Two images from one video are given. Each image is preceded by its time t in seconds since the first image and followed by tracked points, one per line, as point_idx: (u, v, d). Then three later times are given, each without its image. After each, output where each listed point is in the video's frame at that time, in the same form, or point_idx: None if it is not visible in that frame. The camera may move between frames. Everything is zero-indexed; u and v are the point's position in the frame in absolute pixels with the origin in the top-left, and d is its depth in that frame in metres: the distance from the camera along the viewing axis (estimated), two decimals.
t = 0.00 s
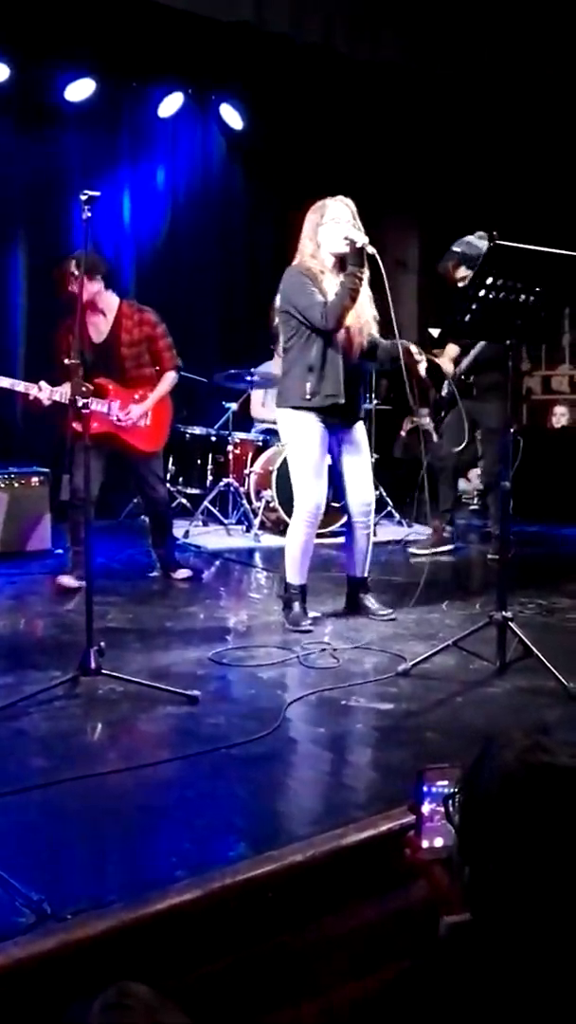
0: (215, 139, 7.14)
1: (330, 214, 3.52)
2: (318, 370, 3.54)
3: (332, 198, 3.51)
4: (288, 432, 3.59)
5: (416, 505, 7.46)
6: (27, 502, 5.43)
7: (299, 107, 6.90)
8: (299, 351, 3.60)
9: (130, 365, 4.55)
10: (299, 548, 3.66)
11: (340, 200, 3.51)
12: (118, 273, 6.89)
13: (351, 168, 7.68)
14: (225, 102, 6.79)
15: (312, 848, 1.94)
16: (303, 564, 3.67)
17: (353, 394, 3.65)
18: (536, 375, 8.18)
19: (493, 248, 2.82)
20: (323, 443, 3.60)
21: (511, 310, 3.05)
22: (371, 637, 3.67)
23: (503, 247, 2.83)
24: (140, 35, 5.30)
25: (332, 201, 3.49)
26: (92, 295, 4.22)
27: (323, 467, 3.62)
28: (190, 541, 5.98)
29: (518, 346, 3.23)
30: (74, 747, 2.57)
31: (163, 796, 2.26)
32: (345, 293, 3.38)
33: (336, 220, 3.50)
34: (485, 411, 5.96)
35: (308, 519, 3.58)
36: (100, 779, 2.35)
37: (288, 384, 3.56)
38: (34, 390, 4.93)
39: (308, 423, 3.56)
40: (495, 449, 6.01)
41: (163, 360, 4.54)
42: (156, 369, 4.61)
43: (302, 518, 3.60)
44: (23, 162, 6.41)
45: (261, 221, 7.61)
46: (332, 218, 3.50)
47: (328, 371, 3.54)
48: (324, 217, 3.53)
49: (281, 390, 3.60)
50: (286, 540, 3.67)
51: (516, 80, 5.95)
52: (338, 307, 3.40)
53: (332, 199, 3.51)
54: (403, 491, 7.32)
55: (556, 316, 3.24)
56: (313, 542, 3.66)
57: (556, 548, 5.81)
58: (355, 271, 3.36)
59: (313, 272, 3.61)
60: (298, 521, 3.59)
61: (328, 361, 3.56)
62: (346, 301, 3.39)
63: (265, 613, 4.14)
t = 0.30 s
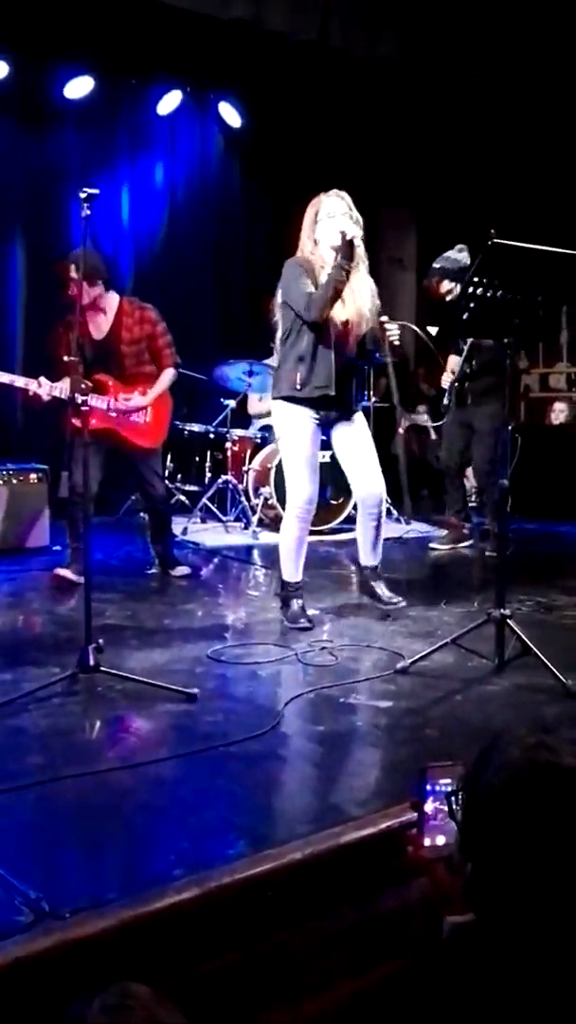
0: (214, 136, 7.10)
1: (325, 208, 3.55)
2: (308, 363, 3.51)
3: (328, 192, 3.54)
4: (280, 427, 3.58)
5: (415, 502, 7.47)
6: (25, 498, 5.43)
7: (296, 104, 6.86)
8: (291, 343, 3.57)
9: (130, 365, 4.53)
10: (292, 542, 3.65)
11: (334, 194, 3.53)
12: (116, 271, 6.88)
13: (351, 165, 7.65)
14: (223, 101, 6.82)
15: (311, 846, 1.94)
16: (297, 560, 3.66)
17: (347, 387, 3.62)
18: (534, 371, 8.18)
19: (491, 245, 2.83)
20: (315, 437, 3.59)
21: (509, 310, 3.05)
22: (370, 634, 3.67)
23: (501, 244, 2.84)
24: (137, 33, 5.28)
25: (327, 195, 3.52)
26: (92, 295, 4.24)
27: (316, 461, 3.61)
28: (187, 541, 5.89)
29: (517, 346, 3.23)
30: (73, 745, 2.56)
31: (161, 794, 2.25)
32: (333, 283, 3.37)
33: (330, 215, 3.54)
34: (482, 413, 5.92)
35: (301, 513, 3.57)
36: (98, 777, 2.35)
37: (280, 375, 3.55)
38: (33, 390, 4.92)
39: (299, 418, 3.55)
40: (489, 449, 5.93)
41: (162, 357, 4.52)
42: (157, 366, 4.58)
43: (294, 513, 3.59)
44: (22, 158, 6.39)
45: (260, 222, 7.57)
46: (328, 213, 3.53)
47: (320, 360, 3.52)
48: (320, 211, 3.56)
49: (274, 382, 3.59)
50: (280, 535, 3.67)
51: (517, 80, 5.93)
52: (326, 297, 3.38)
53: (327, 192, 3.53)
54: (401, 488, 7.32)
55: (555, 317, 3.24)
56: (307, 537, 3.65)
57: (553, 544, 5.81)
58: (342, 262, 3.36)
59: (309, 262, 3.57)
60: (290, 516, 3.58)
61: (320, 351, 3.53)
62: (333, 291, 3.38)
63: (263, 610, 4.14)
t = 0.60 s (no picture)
0: (210, 135, 7.04)
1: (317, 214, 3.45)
2: (315, 367, 3.54)
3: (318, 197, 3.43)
4: (289, 424, 3.61)
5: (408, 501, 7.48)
6: (20, 494, 5.43)
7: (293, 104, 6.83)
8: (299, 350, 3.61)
9: (125, 363, 4.54)
10: (290, 541, 3.66)
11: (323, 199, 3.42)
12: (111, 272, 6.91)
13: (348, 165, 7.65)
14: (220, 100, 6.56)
15: (304, 847, 1.95)
16: (294, 560, 3.67)
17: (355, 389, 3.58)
18: (529, 371, 8.19)
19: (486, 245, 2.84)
20: (323, 437, 3.61)
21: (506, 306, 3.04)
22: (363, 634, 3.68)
23: (496, 243, 2.85)
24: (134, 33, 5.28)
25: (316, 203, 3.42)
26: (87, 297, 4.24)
27: (322, 461, 3.63)
28: (180, 541, 5.79)
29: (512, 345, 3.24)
30: (65, 741, 2.56)
31: (153, 791, 2.26)
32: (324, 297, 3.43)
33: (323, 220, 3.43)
34: (459, 409, 5.93)
35: (302, 512, 3.59)
36: (90, 774, 2.35)
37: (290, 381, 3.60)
38: (29, 387, 4.91)
39: (307, 419, 3.57)
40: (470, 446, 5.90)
41: (155, 356, 4.55)
42: (150, 364, 4.60)
43: (296, 511, 3.61)
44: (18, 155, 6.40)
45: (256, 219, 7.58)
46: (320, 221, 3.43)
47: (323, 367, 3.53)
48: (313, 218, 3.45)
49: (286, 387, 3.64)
50: (279, 533, 3.69)
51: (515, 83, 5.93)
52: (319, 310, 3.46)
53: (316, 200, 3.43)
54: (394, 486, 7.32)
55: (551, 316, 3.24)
56: (307, 537, 3.66)
57: (546, 545, 5.82)
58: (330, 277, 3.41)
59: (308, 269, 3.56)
60: (291, 513, 3.60)
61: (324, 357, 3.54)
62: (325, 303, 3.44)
63: (255, 608, 4.15)
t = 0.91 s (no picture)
0: (226, 138, 7.05)
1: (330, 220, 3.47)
2: (340, 372, 3.56)
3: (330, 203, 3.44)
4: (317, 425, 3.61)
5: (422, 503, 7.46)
6: (36, 494, 5.44)
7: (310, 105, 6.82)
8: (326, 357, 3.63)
9: (145, 364, 4.53)
10: (311, 542, 3.66)
11: (334, 204, 3.43)
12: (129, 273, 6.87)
13: (365, 169, 7.64)
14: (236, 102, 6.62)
15: (321, 851, 1.94)
16: (313, 561, 3.67)
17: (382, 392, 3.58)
18: (545, 373, 8.18)
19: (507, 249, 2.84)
20: (349, 439, 3.61)
21: (524, 314, 3.05)
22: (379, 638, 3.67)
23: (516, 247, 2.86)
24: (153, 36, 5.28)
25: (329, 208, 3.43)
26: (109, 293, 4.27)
27: (347, 463, 3.63)
28: (193, 541, 5.81)
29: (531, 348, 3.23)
30: (80, 742, 2.57)
31: (170, 793, 2.26)
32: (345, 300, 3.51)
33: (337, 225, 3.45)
34: (464, 408, 5.84)
35: (324, 513, 3.60)
36: (106, 776, 2.35)
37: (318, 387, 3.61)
38: (49, 383, 4.93)
39: (335, 418, 3.58)
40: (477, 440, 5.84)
41: (176, 360, 4.57)
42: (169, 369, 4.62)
43: (318, 512, 3.62)
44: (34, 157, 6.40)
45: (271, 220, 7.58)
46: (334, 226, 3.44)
47: (348, 371, 3.53)
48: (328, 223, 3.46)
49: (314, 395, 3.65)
50: (299, 532, 3.69)
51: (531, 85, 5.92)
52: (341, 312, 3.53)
53: (327, 206, 3.44)
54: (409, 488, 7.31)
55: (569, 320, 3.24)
56: (327, 538, 3.67)
57: (561, 549, 5.80)
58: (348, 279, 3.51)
59: (323, 275, 3.59)
60: (313, 514, 3.61)
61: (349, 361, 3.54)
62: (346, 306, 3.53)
63: (269, 610, 4.14)
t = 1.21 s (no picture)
0: (248, 139, 7.03)
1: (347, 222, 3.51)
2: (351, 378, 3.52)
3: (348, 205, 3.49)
4: (329, 431, 3.59)
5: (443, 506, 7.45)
6: (56, 495, 5.45)
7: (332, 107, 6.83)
8: (334, 362, 3.59)
9: (164, 364, 4.56)
10: (328, 547, 3.65)
11: (353, 206, 3.47)
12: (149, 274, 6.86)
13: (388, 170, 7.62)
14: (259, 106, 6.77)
15: (339, 856, 1.95)
16: (331, 565, 3.65)
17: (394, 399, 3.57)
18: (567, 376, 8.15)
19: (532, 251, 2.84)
20: (363, 443, 3.58)
21: (546, 315, 3.02)
22: (399, 641, 3.66)
23: (542, 251, 2.86)
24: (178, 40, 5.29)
25: (347, 209, 3.47)
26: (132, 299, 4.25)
27: (361, 466, 3.61)
28: (213, 541, 5.84)
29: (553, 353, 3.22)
30: (100, 741, 2.57)
31: (189, 794, 2.27)
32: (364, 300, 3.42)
33: (355, 227, 3.49)
34: (477, 416, 5.79)
35: (340, 517, 3.58)
36: (126, 776, 2.36)
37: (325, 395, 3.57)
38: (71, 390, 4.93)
39: (349, 424, 3.54)
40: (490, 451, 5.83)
41: (195, 360, 4.59)
42: (188, 368, 4.64)
43: (334, 516, 3.60)
44: (57, 159, 6.39)
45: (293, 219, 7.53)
46: (350, 227, 3.49)
47: (362, 374, 3.51)
48: (345, 225, 3.50)
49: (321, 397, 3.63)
50: (316, 537, 3.67)
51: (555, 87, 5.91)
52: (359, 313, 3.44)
53: (344, 208, 3.48)
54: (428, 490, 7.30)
55: None
56: (343, 540, 3.64)
57: None
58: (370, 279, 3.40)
59: (338, 276, 3.59)
60: (329, 518, 3.59)
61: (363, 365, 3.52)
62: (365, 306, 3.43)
63: (288, 611, 4.14)
